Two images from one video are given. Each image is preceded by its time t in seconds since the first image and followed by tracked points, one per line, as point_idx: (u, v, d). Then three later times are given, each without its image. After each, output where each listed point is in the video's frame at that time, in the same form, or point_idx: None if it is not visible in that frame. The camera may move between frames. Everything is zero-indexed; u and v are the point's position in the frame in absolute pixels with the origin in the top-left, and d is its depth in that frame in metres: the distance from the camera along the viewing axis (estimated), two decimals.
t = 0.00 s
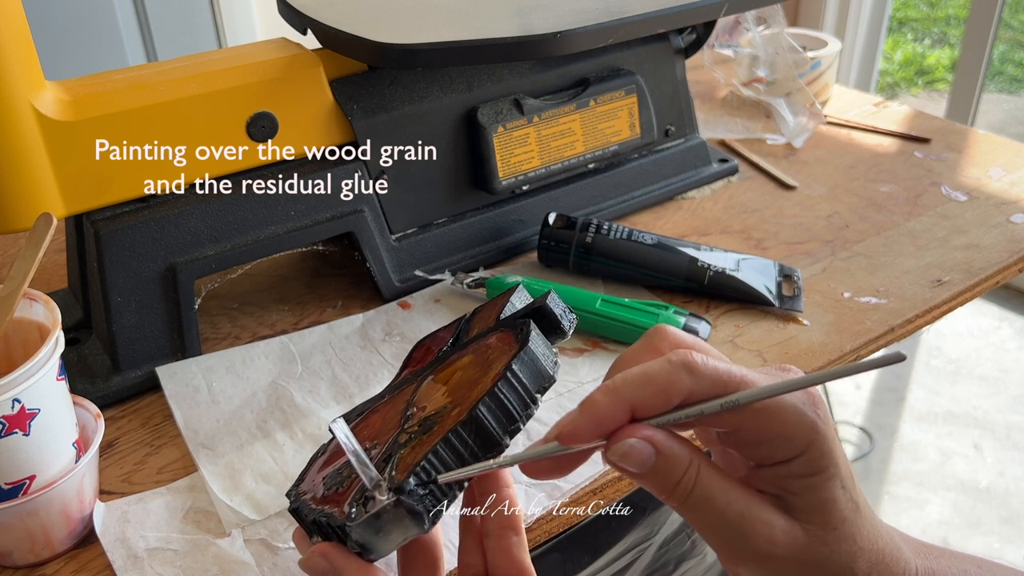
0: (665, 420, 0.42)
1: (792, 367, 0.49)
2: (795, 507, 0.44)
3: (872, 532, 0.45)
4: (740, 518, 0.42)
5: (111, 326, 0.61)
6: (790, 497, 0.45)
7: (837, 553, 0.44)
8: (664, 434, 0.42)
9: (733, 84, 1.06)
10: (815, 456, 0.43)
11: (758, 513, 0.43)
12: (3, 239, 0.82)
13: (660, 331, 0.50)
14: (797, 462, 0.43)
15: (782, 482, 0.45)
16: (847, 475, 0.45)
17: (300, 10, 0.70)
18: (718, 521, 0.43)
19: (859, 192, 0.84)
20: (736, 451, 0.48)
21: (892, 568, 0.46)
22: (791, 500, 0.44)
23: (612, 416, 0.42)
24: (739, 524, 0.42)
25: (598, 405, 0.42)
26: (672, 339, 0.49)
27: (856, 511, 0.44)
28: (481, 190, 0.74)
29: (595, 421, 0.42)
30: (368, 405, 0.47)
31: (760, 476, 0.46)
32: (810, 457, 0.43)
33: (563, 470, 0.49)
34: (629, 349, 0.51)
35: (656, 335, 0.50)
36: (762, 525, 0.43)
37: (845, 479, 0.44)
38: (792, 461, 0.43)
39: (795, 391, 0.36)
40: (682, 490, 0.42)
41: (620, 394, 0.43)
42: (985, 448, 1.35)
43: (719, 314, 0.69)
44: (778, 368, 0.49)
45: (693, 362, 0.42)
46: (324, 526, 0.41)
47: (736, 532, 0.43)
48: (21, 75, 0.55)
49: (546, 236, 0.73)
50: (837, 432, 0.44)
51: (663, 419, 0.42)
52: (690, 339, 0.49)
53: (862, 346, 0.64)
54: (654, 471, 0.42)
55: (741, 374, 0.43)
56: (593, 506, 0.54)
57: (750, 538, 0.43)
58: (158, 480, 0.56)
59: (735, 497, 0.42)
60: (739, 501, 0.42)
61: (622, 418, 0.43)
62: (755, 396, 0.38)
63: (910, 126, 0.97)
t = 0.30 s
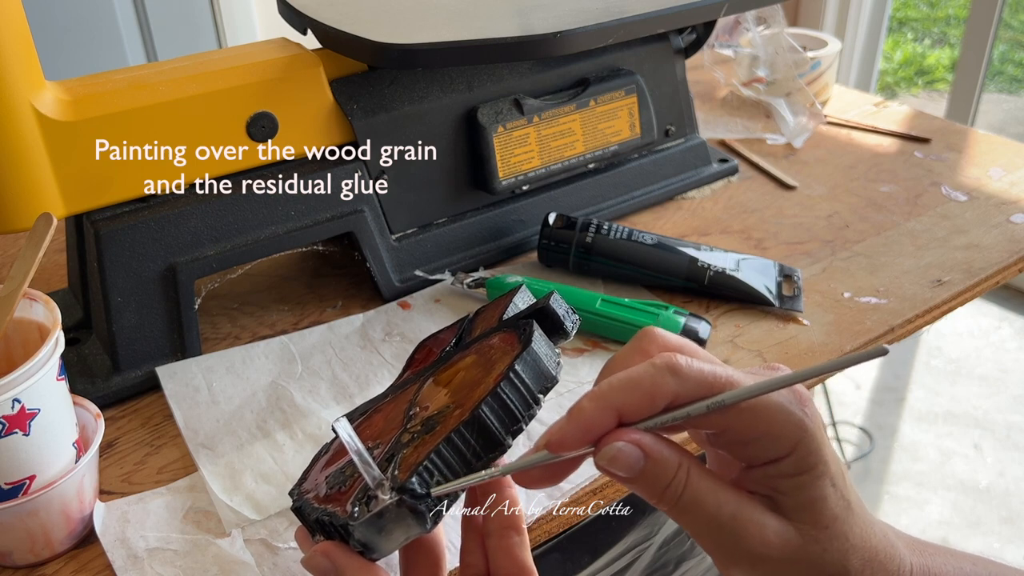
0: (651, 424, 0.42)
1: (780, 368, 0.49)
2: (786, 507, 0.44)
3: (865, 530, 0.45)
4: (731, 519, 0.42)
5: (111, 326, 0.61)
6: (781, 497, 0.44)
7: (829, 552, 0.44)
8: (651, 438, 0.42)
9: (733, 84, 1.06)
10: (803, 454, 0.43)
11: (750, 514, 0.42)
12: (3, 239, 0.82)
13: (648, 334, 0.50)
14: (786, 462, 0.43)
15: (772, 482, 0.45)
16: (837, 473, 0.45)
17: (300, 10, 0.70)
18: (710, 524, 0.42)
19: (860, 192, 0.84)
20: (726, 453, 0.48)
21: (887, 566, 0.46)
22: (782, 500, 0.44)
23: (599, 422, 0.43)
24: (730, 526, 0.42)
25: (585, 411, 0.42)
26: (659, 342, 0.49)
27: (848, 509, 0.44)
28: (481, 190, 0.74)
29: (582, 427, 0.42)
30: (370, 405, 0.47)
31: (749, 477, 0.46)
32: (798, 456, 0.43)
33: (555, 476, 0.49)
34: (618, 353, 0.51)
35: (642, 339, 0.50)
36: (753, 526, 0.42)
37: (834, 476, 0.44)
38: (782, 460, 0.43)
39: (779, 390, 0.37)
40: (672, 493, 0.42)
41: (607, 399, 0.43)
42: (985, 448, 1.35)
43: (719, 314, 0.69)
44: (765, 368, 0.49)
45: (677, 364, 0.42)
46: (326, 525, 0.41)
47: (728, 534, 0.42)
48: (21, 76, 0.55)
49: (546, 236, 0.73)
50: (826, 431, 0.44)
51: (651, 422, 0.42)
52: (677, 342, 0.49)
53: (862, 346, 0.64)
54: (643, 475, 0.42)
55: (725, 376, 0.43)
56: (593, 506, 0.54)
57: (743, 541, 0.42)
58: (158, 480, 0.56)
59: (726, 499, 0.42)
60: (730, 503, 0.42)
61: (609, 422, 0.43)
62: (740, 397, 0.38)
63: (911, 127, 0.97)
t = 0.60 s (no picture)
0: (664, 409, 0.42)
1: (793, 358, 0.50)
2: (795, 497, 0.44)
3: (872, 522, 0.45)
4: (742, 506, 0.42)
5: (111, 326, 0.61)
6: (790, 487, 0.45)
7: (838, 542, 0.44)
8: (663, 422, 0.42)
9: (733, 84, 1.06)
10: (815, 445, 0.43)
11: (760, 501, 0.43)
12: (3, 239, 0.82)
13: (660, 323, 0.50)
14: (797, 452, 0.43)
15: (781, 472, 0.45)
16: (847, 465, 0.45)
17: (300, 10, 0.70)
18: (720, 510, 0.42)
19: (860, 192, 0.84)
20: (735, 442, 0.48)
21: (892, 558, 0.46)
22: (792, 489, 0.44)
23: (613, 404, 0.43)
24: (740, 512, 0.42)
25: (598, 393, 0.43)
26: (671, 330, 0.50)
27: (856, 501, 0.44)
28: (481, 190, 0.74)
29: (594, 409, 0.43)
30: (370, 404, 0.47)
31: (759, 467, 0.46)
32: (810, 446, 0.43)
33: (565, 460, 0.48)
34: (630, 341, 0.51)
35: (655, 327, 0.50)
36: (764, 514, 0.42)
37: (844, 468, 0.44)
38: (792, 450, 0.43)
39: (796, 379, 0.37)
40: (683, 479, 0.42)
41: (619, 383, 0.43)
42: (985, 448, 1.35)
43: (719, 314, 0.69)
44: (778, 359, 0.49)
45: (692, 351, 0.43)
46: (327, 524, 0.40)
47: (739, 520, 0.42)
48: (21, 76, 0.55)
49: (546, 236, 0.73)
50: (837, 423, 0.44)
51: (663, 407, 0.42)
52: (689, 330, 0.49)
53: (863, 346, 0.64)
54: (654, 460, 0.42)
55: (740, 364, 0.43)
56: (593, 506, 0.54)
57: (754, 527, 0.42)
58: (158, 480, 0.56)
59: (737, 486, 0.42)
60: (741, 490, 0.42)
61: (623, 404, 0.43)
62: (756, 383, 0.38)
63: (910, 126, 0.97)
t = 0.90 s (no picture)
0: (655, 414, 0.42)
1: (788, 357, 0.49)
2: (792, 498, 0.44)
3: (870, 519, 0.45)
4: (739, 508, 0.42)
5: (111, 326, 0.61)
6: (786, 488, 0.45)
7: (836, 540, 0.44)
8: (655, 427, 0.42)
9: (733, 84, 1.06)
10: (807, 445, 0.43)
11: (757, 503, 0.42)
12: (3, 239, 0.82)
13: (653, 326, 0.50)
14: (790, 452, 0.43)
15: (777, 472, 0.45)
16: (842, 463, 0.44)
17: (300, 10, 0.70)
18: (717, 512, 0.42)
19: (860, 192, 0.84)
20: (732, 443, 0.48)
21: (891, 555, 0.46)
22: (787, 489, 0.44)
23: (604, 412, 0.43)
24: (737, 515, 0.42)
25: (588, 402, 0.43)
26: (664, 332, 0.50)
27: (853, 498, 0.44)
28: (481, 190, 0.74)
29: (585, 418, 0.43)
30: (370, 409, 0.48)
31: (756, 468, 0.46)
32: (803, 446, 0.43)
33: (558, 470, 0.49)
34: (624, 345, 0.51)
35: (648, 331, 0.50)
36: (763, 514, 0.42)
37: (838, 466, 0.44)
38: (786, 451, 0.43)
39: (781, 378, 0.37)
40: (678, 483, 0.42)
41: (610, 390, 0.43)
42: (985, 448, 1.35)
43: (719, 314, 0.69)
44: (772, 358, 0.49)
45: (679, 355, 0.43)
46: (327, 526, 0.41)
47: (736, 523, 0.42)
48: (21, 76, 0.55)
49: (546, 236, 0.73)
50: (830, 420, 0.44)
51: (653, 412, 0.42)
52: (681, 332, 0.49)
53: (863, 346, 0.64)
54: (648, 465, 0.42)
55: (729, 366, 0.43)
56: (593, 506, 0.54)
57: (752, 529, 0.42)
58: (158, 480, 0.56)
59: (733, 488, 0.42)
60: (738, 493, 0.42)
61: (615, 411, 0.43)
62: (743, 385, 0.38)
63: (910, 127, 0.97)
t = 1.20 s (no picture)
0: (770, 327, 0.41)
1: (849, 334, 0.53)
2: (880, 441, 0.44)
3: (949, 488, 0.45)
4: (839, 437, 0.41)
5: (111, 326, 0.61)
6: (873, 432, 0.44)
7: (921, 486, 0.42)
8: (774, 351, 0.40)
9: (733, 83, 1.06)
10: (900, 387, 0.45)
11: (856, 437, 0.41)
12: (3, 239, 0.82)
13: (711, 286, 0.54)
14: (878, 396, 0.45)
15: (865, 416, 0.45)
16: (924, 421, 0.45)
17: (300, 10, 0.70)
18: (821, 441, 0.40)
19: (859, 192, 0.84)
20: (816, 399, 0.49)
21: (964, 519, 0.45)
22: (875, 433, 0.44)
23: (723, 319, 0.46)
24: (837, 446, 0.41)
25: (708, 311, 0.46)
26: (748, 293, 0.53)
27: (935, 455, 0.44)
28: (481, 190, 0.74)
29: (709, 326, 0.46)
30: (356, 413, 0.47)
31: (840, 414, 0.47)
32: (897, 387, 0.45)
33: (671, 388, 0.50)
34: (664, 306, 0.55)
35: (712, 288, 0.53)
36: (860, 446, 0.41)
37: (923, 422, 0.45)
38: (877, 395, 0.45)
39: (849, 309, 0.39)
40: (787, 406, 0.40)
41: (731, 298, 0.46)
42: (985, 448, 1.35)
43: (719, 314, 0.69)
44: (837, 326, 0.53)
45: (798, 273, 0.46)
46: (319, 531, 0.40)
47: (836, 453, 0.41)
48: (21, 76, 0.55)
49: (546, 236, 0.73)
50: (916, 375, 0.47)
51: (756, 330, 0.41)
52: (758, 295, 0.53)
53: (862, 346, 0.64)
54: (757, 383, 0.40)
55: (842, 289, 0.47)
56: (593, 506, 0.54)
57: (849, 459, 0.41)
58: (158, 480, 0.56)
59: (835, 418, 0.41)
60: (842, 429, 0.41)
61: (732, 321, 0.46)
62: (836, 308, 0.39)
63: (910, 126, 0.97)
